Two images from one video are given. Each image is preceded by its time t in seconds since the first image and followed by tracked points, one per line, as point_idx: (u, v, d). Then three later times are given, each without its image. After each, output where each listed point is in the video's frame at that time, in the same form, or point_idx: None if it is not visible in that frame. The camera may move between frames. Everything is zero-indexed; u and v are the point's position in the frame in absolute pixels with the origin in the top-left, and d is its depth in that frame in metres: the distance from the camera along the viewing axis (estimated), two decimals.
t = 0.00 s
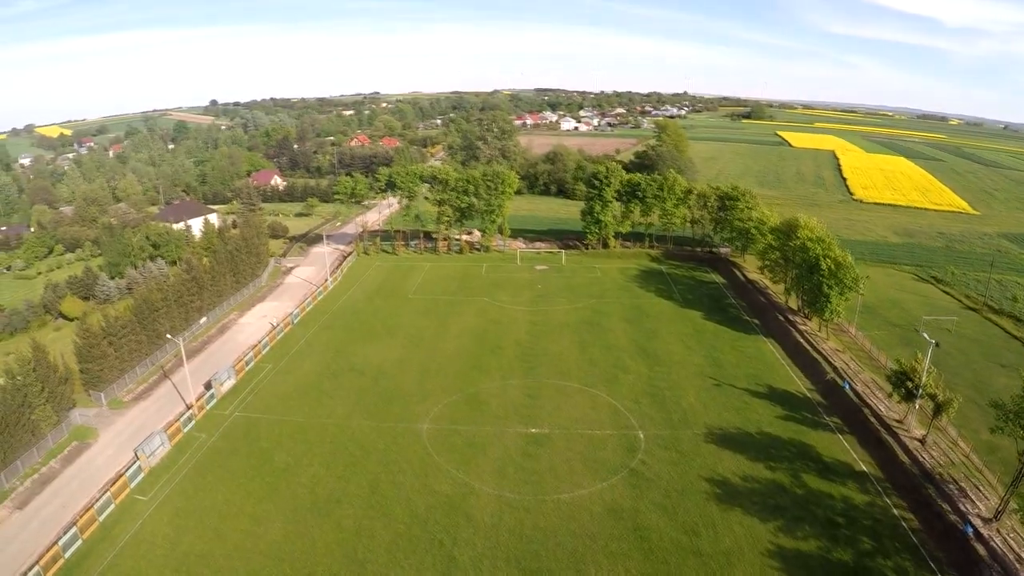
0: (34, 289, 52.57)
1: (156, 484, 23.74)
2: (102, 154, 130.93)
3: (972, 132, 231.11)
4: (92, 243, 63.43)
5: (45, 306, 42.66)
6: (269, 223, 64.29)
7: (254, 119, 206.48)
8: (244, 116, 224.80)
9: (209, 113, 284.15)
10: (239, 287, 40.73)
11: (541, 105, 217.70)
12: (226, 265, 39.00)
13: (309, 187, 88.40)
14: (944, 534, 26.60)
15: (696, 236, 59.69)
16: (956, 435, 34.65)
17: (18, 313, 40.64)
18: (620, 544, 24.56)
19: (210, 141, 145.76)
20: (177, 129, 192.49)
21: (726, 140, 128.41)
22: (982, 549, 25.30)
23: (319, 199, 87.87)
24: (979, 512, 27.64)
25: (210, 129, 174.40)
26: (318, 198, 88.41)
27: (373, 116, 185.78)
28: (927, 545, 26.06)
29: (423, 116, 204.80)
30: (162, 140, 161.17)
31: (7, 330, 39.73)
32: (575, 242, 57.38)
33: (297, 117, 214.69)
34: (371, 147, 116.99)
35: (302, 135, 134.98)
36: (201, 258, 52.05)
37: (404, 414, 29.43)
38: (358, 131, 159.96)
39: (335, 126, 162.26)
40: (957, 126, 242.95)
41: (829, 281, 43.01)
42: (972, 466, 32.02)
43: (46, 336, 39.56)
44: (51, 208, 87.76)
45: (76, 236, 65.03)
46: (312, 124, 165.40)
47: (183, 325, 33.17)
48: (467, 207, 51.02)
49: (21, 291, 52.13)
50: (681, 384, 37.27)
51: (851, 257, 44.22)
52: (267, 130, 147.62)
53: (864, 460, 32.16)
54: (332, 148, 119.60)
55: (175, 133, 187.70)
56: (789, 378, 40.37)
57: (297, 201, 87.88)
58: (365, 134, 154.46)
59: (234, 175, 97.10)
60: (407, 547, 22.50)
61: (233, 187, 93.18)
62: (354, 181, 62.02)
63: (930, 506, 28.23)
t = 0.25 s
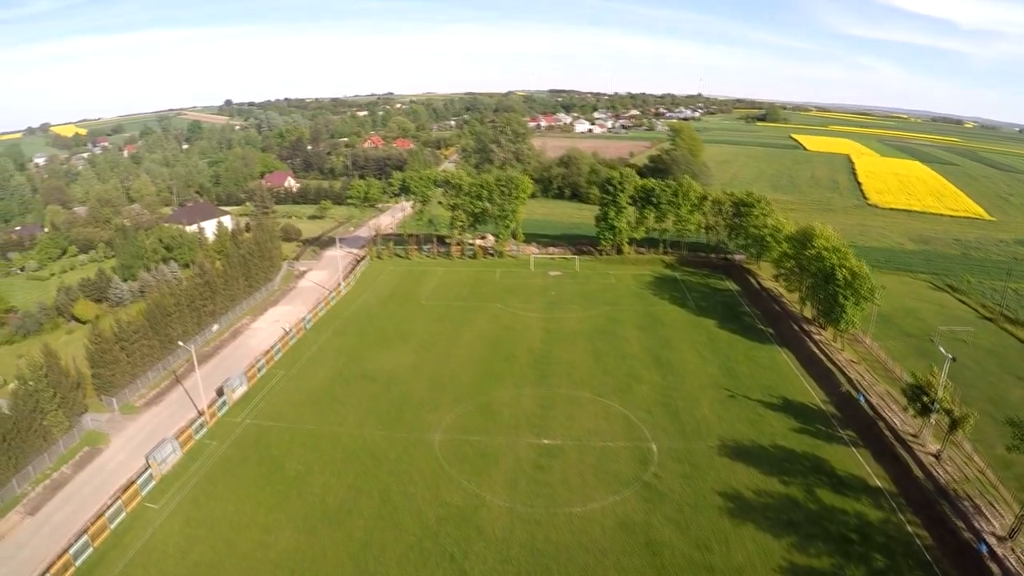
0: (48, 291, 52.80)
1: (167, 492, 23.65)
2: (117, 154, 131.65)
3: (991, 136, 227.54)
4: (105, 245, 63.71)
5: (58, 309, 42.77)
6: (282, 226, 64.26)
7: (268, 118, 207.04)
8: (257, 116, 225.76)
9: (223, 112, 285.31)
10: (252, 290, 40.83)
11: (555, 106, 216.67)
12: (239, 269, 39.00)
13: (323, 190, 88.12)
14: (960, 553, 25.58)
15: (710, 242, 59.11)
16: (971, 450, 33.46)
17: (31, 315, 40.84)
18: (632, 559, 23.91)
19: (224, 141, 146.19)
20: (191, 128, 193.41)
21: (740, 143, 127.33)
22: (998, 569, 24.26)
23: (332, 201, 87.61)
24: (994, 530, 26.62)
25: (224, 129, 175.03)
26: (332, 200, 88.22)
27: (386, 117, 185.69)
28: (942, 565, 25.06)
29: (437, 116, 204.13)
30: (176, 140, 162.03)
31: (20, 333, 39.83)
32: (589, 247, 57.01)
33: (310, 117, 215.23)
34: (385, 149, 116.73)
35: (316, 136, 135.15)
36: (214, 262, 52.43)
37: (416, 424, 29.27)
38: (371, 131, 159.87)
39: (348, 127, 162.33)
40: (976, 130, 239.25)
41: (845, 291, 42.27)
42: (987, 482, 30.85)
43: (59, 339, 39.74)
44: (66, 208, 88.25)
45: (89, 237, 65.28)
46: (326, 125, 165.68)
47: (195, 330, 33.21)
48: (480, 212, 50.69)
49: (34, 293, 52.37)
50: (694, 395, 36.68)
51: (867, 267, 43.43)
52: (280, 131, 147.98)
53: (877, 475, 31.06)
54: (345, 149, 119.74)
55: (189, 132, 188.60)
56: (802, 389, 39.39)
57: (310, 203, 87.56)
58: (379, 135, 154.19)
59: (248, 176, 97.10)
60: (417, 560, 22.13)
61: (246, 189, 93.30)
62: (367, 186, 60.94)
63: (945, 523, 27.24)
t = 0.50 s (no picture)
0: (63, 291, 53.16)
1: (179, 500, 23.60)
2: (133, 154, 132.68)
3: (1013, 139, 223.30)
4: (120, 245, 64.00)
5: (72, 310, 42.96)
6: (296, 227, 64.26)
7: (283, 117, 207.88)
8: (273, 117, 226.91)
9: (239, 112, 286.93)
10: (266, 293, 40.94)
11: (570, 107, 215.48)
12: (253, 272, 39.07)
13: (338, 192, 87.77)
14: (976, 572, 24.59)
15: (726, 248, 58.45)
16: (986, 465, 32.24)
17: (45, 316, 41.06)
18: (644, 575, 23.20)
19: (239, 141, 146.76)
20: (207, 126, 194.60)
21: (756, 147, 126.14)
22: None
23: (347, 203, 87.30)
24: (1009, 548, 25.58)
25: (239, 129, 175.93)
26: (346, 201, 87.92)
27: (402, 116, 185.86)
28: None
29: (452, 117, 203.54)
30: (192, 140, 163.08)
31: (34, 334, 40.11)
32: (604, 252, 56.68)
33: (326, 116, 215.91)
34: (399, 150, 116.46)
35: (331, 136, 135.35)
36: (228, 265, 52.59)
37: (429, 433, 29.08)
38: (386, 131, 159.85)
39: (364, 127, 162.47)
40: (998, 134, 234.95)
41: (862, 301, 41.39)
42: (1004, 498, 29.64)
43: (72, 341, 39.93)
44: (82, 207, 88.87)
45: (104, 237, 65.59)
46: (341, 124, 166.08)
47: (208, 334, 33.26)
48: (495, 217, 50.33)
49: (50, 293, 52.76)
50: (708, 406, 35.97)
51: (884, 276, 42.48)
52: (296, 130, 148.49)
53: (891, 489, 30.07)
54: (360, 149, 119.79)
55: (205, 131, 189.67)
56: (816, 400, 38.34)
57: (325, 205, 87.23)
58: (394, 135, 153.99)
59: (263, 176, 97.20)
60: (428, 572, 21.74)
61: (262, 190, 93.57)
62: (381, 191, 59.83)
63: (960, 540, 26.17)
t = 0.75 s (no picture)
0: (77, 292, 53.60)
1: (191, 508, 23.65)
2: (149, 154, 133.70)
3: None
4: (135, 246, 64.35)
5: (87, 312, 43.22)
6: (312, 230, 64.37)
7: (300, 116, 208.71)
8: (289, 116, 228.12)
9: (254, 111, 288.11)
10: (280, 298, 41.67)
11: (586, 108, 214.35)
12: (266, 277, 39.74)
13: (353, 193, 87.46)
14: None
15: (742, 255, 57.87)
16: (1005, 480, 30.60)
17: (60, 318, 41.36)
18: None
19: (255, 141, 147.44)
20: (224, 125, 195.92)
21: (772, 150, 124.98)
22: None
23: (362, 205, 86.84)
24: None
25: (256, 128, 176.88)
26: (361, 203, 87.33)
27: (418, 116, 186.01)
28: None
29: (468, 117, 202.90)
30: (209, 140, 164.22)
31: (49, 336, 40.53)
32: (619, 258, 56.50)
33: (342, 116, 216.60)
34: (415, 151, 116.14)
35: (347, 137, 135.60)
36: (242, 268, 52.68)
37: (441, 443, 28.95)
38: (401, 132, 159.81)
39: (380, 127, 162.46)
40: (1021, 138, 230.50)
41: (879, 312, 40.51)
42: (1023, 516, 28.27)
43: (86, 343, 40.17)
44: (98, 207, 89.60)
45: (119, 237, 65.97)
46: (357, 125, 166.51)
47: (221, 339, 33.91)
48: (511, 222, 50.23)
49: (65, 294, 53.17)
50: (723, 416, 35.12)
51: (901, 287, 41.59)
52: (312, 131, 149.07)
53: (905, 504, 28.85)
54: (375, 150, 119.93)
55: (221, 129, 190.85)
56: (831, 411, 36.94)
57: (340, 206, 86.94)
58: (409, 135, 153.80)
59: (278, 177, 97.21)
60: None
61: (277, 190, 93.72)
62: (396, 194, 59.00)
63: (975, 560, 25.03)
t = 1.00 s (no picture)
0: (92, 292, 53.86)
1: (204, 514, 23.60)
2: (166, 152, 134.39)
3: None
4: (150, 246, 64.53)
5: (102, 313, 43.32)
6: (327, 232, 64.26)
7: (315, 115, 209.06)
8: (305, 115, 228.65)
9: (270, 109, 289.08)
10: (295, 301, 41.70)
11: (603, 108, 212.13)
12: (281, 279, 39.74)
13: (369, 194, 87.09)
14: None
15: (759, 261, 57.16)
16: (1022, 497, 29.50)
17: (75, 319, 41.51)
18: None
19: (271, 139, 147.76)
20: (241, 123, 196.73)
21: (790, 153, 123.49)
22: None
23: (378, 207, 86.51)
24: None
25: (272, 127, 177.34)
26: (377, 206, 86.20)
27: (434, 116, 185.78)
28: None
29: (484, 117, 202.09)
30: (226, 139, 164.97)
31: (64, 336, 40.75)
32: (636, 263, 56.02)
33: (358, 115, 216.92)
34: (431, 152, 115.71)
35: (362, 137, 135.58)
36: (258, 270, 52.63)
37: (455, 452, 28.69)
38: (417, 132, 159.57)
39: (396, 127, 162.19)
40: None
41: (896, 324, 39.46)
42: None
43: (101, 345, 40.28)
44: (114, 206, 90.13)
45: (135, 237, 66.20)
46: (374, 124, 166.59)
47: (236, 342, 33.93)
48: (527, 226, 49.85)
49: (81, 294, 53.41)
50: (738, 428, 34.38)
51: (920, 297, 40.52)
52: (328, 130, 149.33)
53: (921, 521, 27.80)
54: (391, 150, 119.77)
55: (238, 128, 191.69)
56: (846, 423, 35.84)
57: (356, 207, 86.69)
58: (424, 135, 153.45)
59: (294, 177, 97.14)
60: None
61: (292, 190, 93.73)
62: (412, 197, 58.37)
63: None
